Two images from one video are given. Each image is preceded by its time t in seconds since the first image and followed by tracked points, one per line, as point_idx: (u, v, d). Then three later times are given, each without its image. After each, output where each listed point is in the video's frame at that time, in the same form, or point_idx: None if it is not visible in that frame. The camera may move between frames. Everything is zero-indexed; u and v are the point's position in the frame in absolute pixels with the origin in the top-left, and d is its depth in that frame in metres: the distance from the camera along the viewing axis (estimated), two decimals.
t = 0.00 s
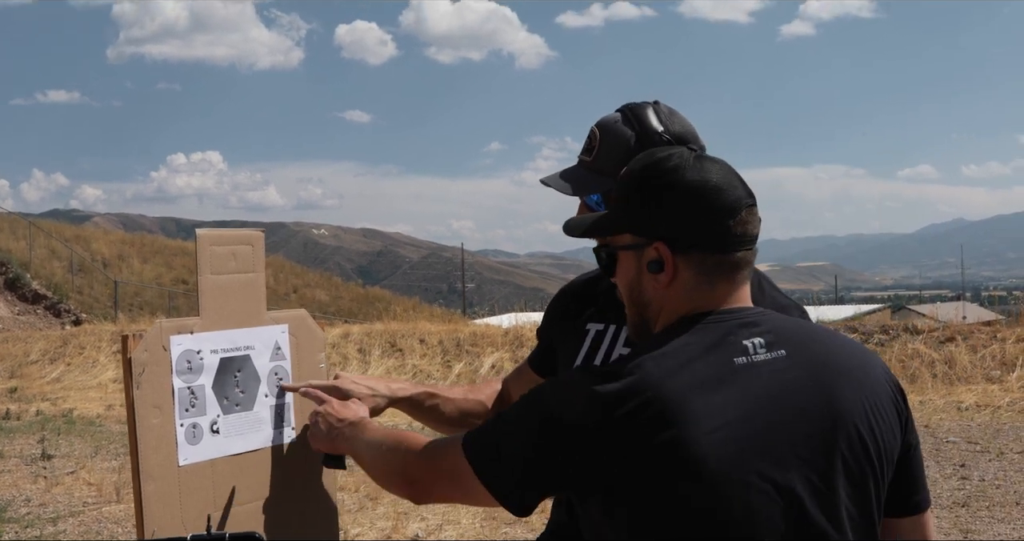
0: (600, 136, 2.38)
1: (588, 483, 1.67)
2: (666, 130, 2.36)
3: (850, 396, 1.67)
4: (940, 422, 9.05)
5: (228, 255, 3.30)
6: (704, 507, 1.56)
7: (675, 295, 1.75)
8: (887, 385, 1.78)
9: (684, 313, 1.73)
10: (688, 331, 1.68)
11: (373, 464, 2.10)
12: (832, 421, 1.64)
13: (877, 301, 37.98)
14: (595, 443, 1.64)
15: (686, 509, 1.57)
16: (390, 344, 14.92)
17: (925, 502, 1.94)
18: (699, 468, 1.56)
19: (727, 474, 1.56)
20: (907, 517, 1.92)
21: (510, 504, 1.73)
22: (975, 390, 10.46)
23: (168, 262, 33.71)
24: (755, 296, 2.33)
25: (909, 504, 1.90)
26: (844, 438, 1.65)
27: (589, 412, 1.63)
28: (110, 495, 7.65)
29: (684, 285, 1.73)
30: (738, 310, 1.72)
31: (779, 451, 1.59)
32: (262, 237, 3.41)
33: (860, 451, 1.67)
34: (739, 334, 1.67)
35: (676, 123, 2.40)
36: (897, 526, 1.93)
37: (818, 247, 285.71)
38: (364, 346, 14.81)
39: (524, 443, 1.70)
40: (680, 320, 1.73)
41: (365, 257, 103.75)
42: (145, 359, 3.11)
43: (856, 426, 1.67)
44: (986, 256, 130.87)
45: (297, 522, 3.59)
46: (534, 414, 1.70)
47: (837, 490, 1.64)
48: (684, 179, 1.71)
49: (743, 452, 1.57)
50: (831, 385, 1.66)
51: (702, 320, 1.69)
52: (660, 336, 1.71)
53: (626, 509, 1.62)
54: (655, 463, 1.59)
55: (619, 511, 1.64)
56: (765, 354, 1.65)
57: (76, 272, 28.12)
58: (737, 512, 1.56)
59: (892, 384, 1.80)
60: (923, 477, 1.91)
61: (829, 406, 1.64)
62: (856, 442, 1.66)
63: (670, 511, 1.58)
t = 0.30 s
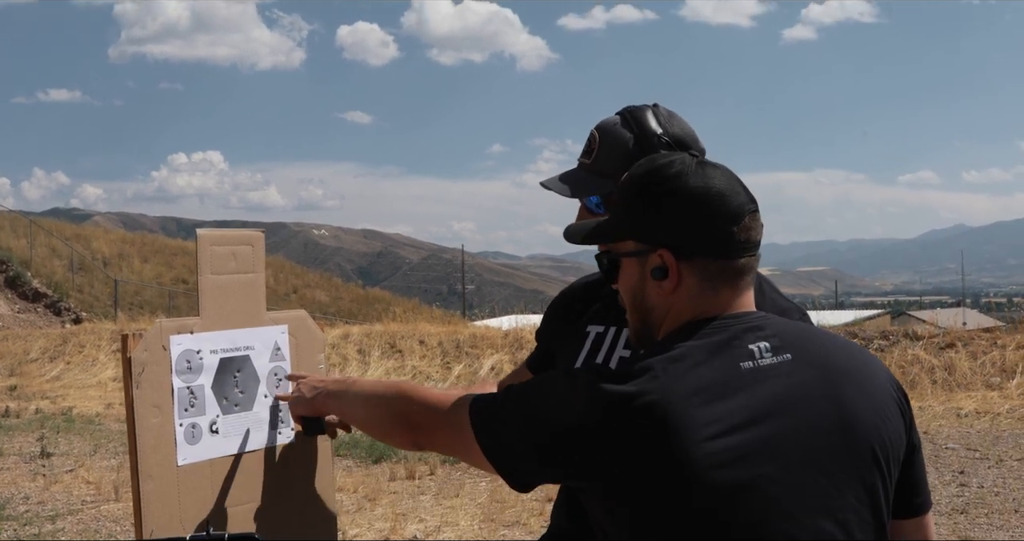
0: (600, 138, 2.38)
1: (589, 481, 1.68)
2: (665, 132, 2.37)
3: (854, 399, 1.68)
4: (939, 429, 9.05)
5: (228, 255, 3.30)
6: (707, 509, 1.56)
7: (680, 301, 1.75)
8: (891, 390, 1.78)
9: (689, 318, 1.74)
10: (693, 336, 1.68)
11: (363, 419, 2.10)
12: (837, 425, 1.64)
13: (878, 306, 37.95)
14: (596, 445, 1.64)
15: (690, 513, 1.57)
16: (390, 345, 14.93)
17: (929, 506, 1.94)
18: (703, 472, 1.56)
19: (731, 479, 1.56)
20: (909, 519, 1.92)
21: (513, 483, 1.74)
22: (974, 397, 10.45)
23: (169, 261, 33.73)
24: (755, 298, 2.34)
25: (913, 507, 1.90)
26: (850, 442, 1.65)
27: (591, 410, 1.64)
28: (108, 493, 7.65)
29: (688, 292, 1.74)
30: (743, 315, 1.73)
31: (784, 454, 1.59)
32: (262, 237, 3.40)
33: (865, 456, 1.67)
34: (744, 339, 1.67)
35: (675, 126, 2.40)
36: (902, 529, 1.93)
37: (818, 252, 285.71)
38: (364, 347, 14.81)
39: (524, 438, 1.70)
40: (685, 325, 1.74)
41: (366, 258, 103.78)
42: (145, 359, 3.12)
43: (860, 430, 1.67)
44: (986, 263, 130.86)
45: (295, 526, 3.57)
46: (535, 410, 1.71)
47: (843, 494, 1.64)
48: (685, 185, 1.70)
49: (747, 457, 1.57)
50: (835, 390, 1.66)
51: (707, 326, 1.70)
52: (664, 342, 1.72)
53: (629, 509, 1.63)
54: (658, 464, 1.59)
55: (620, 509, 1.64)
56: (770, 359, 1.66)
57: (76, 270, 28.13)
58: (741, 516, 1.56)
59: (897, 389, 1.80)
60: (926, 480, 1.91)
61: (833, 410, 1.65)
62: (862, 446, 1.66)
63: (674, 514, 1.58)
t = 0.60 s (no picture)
0: (605, 135, 2.39)
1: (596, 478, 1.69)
2: (670, 128, 2.36)
3: (865, 396, 1.67)
4: (943, 428, 9.05)
5: (238, 250, 3.31)
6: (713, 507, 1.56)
7: (690, 299, 1.75)
8: (904, 385, 1.77)
9: (700, 316, 1.73)
10: (702, 333, 1.68)
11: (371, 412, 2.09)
12: (846, 422, 1.64)
13: (884, 305, 37.89)
14: (602, 444, 1.64)
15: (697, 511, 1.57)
16: (394, 341, 14.93)
17: (947, 500, 1.94)
18: (708, 470, 1.56)
19: (736, 477, 1.56)
20: (925, 514, 1.92)
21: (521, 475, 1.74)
22: (979, 396, 10.44)
23: (174, 257, 33.79)
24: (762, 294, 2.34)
25: (931, 502, 1.91)
26: (859, 438, 1.65)
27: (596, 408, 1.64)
28: (113, 488, 7.66)
29: (700, 290, 1.73)
30: (755, 312, 1.72)
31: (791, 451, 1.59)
32: (271, 232, 3.41)
33: (876, 452, 1.67)
34: (752, 336, 1.66)
35: (682, 122, 2.40)
36: (919, 525, 1.93)
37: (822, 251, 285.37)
38: (368, 344, 14.82)
39: (530, 436, 1.71)
40: (696, 323, 1.73)
41: (369, 255, 103.87)
42: (154, 353, 3.12)
43: (871, 426, 1.67)
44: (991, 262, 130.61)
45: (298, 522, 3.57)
46: (542, 406, 1.71)
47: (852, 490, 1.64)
48: (698, 183, 1.71)
49: (753, 454, 1.57)
50: (845, 386, 1.66)
51: (718, 323, 1.69)
52: (674, 339, 1.71)
53: (637, 509, 1.63)
54: (665, 463, 1.58)
55: (627, 506, 1.65)
56: (778, 357, 1.65)
57: (80, 266, 28.17)
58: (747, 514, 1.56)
59: (909, 384, 1.79)
60: (943, 474, 1.91)
61: (842, 407, 1.64)
62: (872, 442, 1.66)
63: (681, 512, 1.58)
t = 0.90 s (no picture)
0: (608, 122, 2.38)
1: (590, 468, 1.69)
2: (673, 114, 2.35)
3: (857, 377, 1.65)
4: (946, 414, 9.05)
5: (240, 239, 3.30)
6: (703, 493, 1.56)
7: (678, 288, 1.75)
8: (902, 366, 1.75)
9: (686, 304, 1.73)
10: (687, 321, 1.68)
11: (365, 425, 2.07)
12: (838, 403, 1.62)
13: (887, 293, 37.86)
14: (594, 434, 1.65)
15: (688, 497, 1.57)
16: (397, 332, 14.94)
17: (959, 481, 1.92)
18: (696, 456, 1.56)
19: (727, 463, 1.55)
20: (936, 496, 1.91)
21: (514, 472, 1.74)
22: (982, 382, 10.43)
23: (176, 249, 33.80)
24: (765, 281, 2.33)
25: (943, 486, 1.90)
26: (852, 420, 1.63)
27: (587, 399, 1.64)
28: (117, 481, 7.68)
29: (686, 279, 1.73)
30: (739, 298, 1.71)
31: (781, 433, 1.58)
32: (273, 223, 3.41)
33: (873, 434, 1.65)
34: (738, 321, 1.66)
35: (684, 109, 2.39)
36: (933, 509, 1.92)
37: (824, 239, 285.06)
38: (371, 335, 14.83)
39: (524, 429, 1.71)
40: (682, 311, 1.72)
41: (371, 247, 103.89)
42: (158, 344, 3.11)
43: (865, 407, 1.65)
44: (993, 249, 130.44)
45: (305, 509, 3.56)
46: (540, 402, 1.71)
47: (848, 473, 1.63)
48: (680, 173, 1.71)
49: (741, 437, 1.57)
50: (837, 368, 1.64)
51: (701, 311, 1.68)
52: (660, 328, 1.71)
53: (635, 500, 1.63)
54: (656, 452, 1.58)
55: (621, 495, 1.66)
56: (764, 341, 1.64)
57: (83, 260, 28.17)
58: (739, 498, 1.55)
59: (909, 365, 1.77)
60: (952, 455, 1.89)
61: (833, 389, 1.63)
62: (867, 423, 1.64)
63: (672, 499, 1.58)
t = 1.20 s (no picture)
0: (611, 117, 2.36)
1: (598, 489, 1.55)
2: (677, 111, 2.31)
3: (878, 371, 1.65)
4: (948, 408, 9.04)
5: (245, 237, 3.29)
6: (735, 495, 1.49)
7: (704, 282, 1.67)
8: (916, 363, 1.75)
9: (711, 298, 1.66)
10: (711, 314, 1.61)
11: None
12: (861, 397, 1.62)
13: (887, 288, 37.87)
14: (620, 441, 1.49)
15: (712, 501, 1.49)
16: (398, 329, 14.94)
17: (967, 482, 1.91)
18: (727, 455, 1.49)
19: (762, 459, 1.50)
20: (946, 498, 1.89)
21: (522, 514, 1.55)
22: (983, 377, 10.42)
23: (176, 247, 33.80)
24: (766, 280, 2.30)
25: (951, 486, 1.87)
26: (874, 414, 1.63)
27: (603, 406, 1.51)
28: (119, 480, 7.68)
29: (713, 272, 1.66)
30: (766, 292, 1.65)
31: (808, 424, 1.56)
32: (279, 220, 3.38)
33: (891, 429, 1.65)
34: (768, 313, 1.61)
35: (689, 104, 2.35)
36: (941, 509, 1.90)
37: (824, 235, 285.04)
38: (372, 332, 14.83)
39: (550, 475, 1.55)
40: (708, 305, 1.66)
41: (371, 244, 103.89)
42: (162, 342, 3.11)
43: (885, 401, 1.64)
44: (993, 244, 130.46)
45: (313, 507, 3.53)
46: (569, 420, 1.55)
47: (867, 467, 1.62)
48: (706, 166, 1.64)
49: (774, 426, 1.52)
50: (858, 360, 1.64)
51: (725, 307, 1.61)
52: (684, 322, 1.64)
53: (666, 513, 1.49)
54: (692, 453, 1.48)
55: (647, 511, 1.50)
56: (794, 334, 1.61)
57: (84, 258, 28.17)
58: (770, 496, 1.51)
59: (922, 362, 1.77)
60: (961, 456, 1.88)
61: (857, 382, 1.62)
62: (885, 417, 1.64)
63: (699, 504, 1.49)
